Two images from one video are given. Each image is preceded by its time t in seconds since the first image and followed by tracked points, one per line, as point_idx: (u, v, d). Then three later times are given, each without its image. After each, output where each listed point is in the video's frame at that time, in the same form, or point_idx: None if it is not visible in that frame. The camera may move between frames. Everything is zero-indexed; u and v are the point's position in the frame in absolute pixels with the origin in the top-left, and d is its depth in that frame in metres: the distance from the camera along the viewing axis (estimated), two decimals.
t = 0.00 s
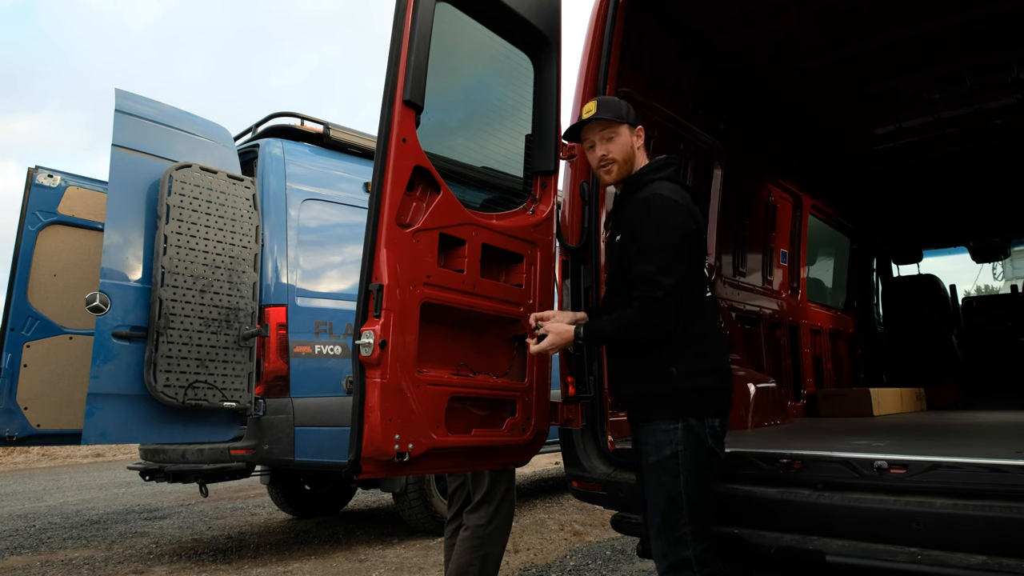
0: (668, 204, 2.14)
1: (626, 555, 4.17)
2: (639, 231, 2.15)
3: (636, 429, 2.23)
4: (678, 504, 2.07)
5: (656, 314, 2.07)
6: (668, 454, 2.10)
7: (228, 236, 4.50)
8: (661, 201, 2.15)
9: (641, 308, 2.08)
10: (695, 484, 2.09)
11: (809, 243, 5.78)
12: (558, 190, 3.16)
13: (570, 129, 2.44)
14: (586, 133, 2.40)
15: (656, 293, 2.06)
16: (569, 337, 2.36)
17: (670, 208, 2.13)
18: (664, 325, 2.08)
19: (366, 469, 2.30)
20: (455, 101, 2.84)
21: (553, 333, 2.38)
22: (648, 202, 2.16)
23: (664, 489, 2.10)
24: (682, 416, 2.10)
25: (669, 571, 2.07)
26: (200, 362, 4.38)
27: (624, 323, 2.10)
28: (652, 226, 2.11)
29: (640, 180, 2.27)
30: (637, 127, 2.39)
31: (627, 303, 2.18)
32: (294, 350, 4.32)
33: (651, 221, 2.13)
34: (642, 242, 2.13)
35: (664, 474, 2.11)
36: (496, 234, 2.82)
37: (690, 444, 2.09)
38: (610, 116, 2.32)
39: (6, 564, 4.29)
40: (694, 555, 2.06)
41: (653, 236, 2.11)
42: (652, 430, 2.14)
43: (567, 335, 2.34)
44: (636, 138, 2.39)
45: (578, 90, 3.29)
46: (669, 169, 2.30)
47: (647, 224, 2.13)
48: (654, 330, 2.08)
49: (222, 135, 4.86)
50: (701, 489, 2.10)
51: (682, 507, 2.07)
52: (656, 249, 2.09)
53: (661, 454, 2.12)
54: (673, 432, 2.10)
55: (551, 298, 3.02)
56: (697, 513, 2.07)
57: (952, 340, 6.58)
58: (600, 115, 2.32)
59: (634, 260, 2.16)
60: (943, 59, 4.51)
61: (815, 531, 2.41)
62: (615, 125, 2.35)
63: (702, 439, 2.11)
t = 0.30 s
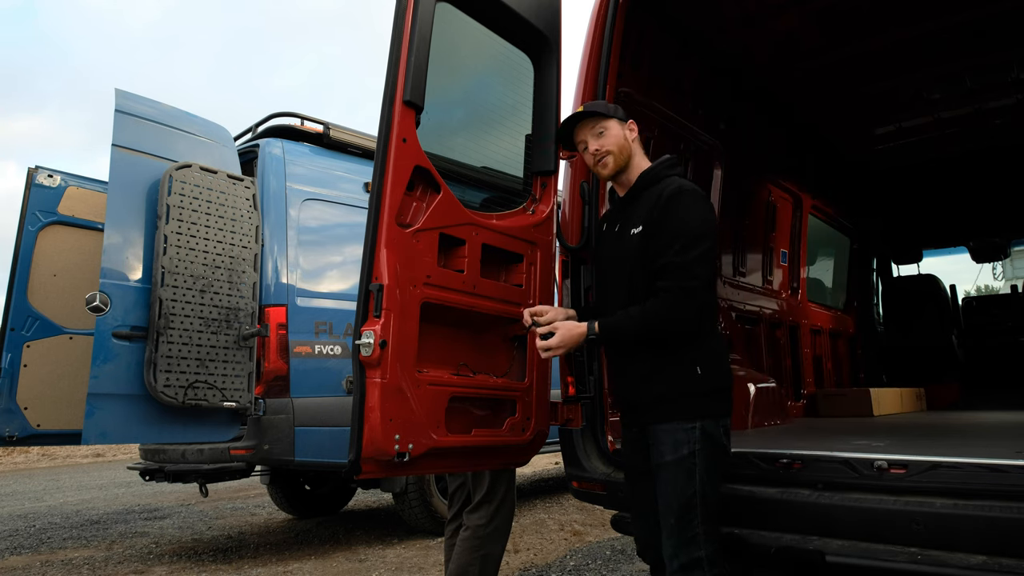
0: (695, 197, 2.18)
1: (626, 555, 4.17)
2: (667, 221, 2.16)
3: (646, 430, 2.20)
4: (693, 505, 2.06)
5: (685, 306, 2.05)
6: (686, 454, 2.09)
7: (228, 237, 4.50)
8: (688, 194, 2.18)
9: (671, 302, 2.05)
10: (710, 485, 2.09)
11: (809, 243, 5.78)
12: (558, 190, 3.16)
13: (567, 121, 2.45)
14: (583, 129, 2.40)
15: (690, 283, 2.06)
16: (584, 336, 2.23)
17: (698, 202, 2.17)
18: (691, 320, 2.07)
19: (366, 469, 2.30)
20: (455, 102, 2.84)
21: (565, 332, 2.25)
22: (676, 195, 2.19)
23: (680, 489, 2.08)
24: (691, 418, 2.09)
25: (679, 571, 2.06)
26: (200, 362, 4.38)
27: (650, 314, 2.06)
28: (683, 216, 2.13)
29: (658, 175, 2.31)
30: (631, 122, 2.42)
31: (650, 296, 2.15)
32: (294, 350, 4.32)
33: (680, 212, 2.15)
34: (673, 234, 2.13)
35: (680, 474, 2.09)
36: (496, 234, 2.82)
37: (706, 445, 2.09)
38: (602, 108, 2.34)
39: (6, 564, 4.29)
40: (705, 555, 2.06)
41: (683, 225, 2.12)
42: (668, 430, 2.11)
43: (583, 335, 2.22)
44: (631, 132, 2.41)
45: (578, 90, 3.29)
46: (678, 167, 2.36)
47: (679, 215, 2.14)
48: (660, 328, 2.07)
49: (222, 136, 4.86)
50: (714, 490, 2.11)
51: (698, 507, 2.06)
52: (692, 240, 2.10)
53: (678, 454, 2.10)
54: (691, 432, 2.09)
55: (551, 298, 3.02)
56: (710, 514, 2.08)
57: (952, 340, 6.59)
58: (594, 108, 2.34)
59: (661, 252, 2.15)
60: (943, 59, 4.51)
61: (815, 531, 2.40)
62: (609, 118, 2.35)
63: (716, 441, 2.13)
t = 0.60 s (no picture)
0: (704, 192, 2.19)
1: (626, 555, 4.17)
2: (679, 216, 2.16)
3: (654, 432, 2.20)
4: (702, 505, 2.06)
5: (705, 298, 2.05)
6: (694, 455, 2.08)
7: (228, 237, 4.50)
8: (696, 190, 2.20)
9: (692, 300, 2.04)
10: (719, 485, 2.09)
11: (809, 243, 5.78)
12: (558, 190, 3.16)
13: (570, 122, 2.44)
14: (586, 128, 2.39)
15: (709, 277, 2.06)
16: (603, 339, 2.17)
17: (707, 197, 2.19)
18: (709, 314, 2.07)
19: (366, 469, 2.30)
20: (455, 102, 2.84)
21: (584, 333, 2.17)
22: (684, 190, 2.20)
23: (689, 489, 2.07)
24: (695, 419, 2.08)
25: (691, 573, 2.06)
26: (200, 362, 4.38)
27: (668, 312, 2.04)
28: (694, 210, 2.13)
29: (665, 171, 2.32)
30: (636, 121, 2.41)
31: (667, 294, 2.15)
32: (294, 350, 4.32)
33: (691, 207, 2.15)
34: (686, 229, 2.13)
35: (689, 475, 2.09)
36: (496, 234, 2.82)
37: (714, 444, 2.09)
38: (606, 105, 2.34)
39: (6, 564, 4.29)
40: (716, 556, 2.06)
41: (696, 220, 2.12)
42: (676, 431, 2.11)
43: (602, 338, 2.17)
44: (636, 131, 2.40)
45: (578, 91, 3.29)
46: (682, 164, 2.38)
47: (691, 211, 2.15)
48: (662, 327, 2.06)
49: (222, 135, 4.86)
50: (723, 489, 2.11)
51: (707, 507, 2.06)
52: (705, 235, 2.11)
53: (686, 454, 2.09)
54: (699, 432, 2.09)
55: (551, 298, 3.02)
56: (720, 514, 2.07)
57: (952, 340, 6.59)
58: (598, 106, 2.34)
59: (675, 247, 2.15)
60: (943, 59, 4.51)
61: (815, 531, 2.40)
62: (614, 116, 2.35)
63: (723, 439, 2.12)
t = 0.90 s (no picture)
0: (717, 199, 2.19)
1: (626, 555, 4.17)
2: (691, 222, 2.16)
3: (659, 434, 2.21)
4: (707, 506, 2.07)
5: (713, 306, 2.06)
6: (700, 455, 2.09)
7: (228, 237, 4.50)
8: (709, 194, 2.19)
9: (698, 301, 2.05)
10: (725, 487, 2.09)
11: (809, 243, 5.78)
12: (558, 190, 3.16)
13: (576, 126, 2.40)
14: (580, 145, 2.35)
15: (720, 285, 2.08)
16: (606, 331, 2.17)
17: (720, 202, 2.19)
18: (714, 316, 2.09)
19: (366, 469, 2.30)
20: (455, 102, 2.84)
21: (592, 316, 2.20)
22: (697, 196, 2.18)
23: (694, 490, 2.08)
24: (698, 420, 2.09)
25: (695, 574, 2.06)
26: (200, 362, 4.38)
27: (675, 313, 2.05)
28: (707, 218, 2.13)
29: (676, 174, 2.31)
30: (636, 125, 2.31)
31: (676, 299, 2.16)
32: (294, 350, 4.32)
33: (705, 214, 2.15)
34: (699, 235, 2.13)
35: (694, 476, 2.09)
36: (496, 234, 2.82)
37: (719, 445, 2.10)
38: (597, 124, 2.28)
39: (6, 564, 4.29)
40: (721, 557, 2.06)
41: (709, 228, 2.12)
42: (680, 432, 2.12)
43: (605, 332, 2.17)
44: (634, 137, 2.32)
45: (578, 91, 3.29)
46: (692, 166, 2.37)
47: (704, 217, 2.14)
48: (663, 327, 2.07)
49: (222, 135, 4.86)
50: (728, 490, 2.11)
51: (712, 508, 2.07)
52: (718, 242, 2.11)
53: (692, 455, 2.10)
54: (704, 433, 2.09)
55: (551, 298, 3.02)
56: (725, 515, 2.07)
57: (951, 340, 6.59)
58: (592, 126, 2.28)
59: (686, 253, 2.15)
60: (943, 59, 4.51)
61: (815, 531, 2.40)
62: (604, 135, 2.28)
63: (729, 441, 2.13)
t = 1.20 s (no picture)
0: (719, 192, 2.18)
1: (626, 555, 4.17)
2: (693, 217, 2.15)
3: (662, 433, 2.21)
4: (711, 507, 2.07)
5: (714, 300, 2.06)
6: (703, 455, 2.09)
7: (228, 236, 4.50)
8: (711, 190, 2.19)
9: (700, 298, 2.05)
10: (729, 487, 2.09)
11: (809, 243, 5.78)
12: (558, 190, 3.16)
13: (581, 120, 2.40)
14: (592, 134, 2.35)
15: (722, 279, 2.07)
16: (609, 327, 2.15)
17: (722, 197, 2.19)
18: (714, 316, 2.09)
19: (366, 469, 2.30)
20: (455, 102, 2.84)
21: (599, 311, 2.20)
22: (699, 191, 2.18)
23: (698, 490, 2.08)
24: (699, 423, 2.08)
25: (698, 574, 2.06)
26: (200, 362, 4.38)
27: (676, 307, 2.05)
28: (710, 212, 2.12)
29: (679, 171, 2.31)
30: (647, 116, 2.35)
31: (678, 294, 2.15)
32: (294, 350, 4.32)
33: (707, 209, 2.15)
34: (701, 230, 2.13)
35: (698, 476, 2.09)
36: (496, 234, 2.82)
37: (723, 446, 2.09)
38: (611, 111, 2.28)
39: (6, 564, 4.29)
40: (724, 558, 2.06)
41: (711, 222, 2.12)
42: (684, 432, 2.12)
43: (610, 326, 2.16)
44: (645, 128, 2.35)
45: (578, 90, 3.29)
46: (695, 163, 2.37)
47: (706, 211, 2.14)
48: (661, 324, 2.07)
49: (223, 135, 4.86)
50: (732, 490, 2.11)
51: (715, 508, 2.06)
52: (720, 237, 2.11)
53: (696, 455, 2.10)
54: (708, 433, 2.09)
55: (551, 298, 3.02)
56: (729, 515, 2.08)
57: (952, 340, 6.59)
58: (608, 110, 2.29)
59: (688, 248, 2.15)
60: (943, 59, 4.51)
61: (815, 531, 2.40)
62: (620, 120, 2.30)
63: (733, 440, 2.12)
